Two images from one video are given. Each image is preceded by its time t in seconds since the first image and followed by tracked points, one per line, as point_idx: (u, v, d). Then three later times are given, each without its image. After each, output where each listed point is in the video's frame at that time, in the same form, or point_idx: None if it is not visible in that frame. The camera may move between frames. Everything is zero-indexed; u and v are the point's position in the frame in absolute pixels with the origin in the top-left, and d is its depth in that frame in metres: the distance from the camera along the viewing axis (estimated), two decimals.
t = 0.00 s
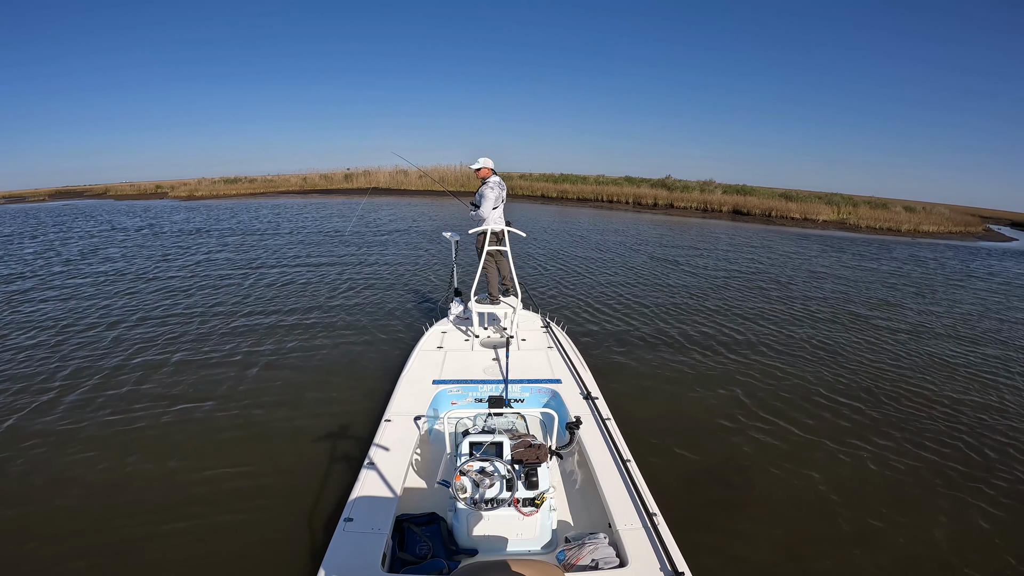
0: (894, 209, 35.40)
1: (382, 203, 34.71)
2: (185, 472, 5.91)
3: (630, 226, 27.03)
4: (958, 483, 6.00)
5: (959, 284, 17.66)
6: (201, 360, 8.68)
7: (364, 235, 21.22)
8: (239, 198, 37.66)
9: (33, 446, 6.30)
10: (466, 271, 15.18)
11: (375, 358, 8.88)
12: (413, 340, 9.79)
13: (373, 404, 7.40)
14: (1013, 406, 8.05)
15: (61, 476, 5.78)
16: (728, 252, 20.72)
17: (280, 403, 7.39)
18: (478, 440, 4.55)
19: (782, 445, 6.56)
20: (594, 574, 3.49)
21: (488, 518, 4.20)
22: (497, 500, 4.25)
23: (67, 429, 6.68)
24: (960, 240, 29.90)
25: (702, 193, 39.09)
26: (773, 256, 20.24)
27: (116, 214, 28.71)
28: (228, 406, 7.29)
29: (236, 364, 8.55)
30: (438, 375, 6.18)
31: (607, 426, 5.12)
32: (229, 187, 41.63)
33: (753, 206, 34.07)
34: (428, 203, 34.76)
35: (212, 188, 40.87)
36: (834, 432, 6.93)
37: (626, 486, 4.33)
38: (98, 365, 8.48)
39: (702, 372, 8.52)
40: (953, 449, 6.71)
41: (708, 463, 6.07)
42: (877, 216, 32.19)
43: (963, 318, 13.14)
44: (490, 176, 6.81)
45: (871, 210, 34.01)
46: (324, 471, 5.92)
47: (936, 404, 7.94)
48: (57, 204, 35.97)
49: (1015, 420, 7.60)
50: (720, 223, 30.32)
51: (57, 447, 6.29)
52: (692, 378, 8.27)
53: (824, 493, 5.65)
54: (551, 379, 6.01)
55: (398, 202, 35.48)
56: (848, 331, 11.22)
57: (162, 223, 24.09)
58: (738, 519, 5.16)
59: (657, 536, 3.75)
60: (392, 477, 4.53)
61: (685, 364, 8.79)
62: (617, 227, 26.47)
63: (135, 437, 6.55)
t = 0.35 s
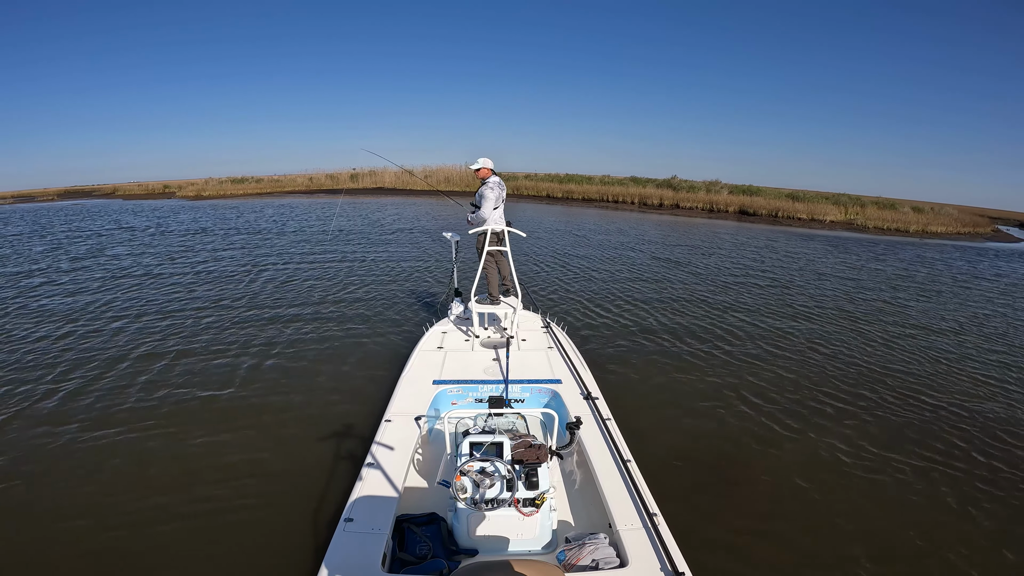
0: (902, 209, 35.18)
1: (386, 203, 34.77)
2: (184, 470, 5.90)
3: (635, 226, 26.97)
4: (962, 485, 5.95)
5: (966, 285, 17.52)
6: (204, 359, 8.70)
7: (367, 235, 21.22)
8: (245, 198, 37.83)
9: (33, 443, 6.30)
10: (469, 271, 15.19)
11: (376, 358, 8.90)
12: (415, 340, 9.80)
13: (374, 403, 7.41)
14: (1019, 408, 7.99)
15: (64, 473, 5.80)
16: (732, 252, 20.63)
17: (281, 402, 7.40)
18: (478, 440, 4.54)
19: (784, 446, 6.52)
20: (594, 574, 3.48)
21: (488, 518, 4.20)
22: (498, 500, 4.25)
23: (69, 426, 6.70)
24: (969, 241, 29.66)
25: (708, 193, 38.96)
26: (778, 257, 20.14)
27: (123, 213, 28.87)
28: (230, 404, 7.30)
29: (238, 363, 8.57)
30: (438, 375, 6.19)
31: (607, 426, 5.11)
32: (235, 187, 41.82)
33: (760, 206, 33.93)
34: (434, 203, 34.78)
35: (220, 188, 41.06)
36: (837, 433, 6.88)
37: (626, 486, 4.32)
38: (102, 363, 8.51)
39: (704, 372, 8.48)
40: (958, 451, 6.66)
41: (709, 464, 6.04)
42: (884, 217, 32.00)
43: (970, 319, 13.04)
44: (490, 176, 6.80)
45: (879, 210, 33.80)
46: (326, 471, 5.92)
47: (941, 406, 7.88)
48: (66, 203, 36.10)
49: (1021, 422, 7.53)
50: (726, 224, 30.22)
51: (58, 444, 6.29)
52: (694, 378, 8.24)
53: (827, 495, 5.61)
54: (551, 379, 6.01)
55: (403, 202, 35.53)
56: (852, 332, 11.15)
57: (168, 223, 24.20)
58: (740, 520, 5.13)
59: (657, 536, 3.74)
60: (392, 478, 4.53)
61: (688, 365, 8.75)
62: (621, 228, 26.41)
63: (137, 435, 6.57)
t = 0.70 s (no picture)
0: (911, 210, 34.91)
1: (392, 203, 34.83)
2: (185, 471, 5.91)
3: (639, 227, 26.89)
4: (970, 487, 5.87)
5: (975, 286, 17.33)
6: (207, 358, 8.74)
7: (370, 235, 21.20)
8: (253, 198, 38.06)
9: (37, 444, 6.34)
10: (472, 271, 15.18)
11: (378, 357, 8.91)
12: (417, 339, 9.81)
13: (376, 402, 7.41)
14: None
15: (69, 472, 5.85)
16: (737, 253, 20.49)
17: (283, 401, 7.41)
18: (479, 440, 4.50)
19: (788, 446, 6.46)
20: (595, 574, 3.47)
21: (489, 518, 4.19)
22: (499, 500, 4.23)
23: (74, 426, 6.76)
24: (980, 242, 29.38)
25: (716, 192, 38.80)
26: (783, 257, 20.01)
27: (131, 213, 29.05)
28: (232, 404, 7.33)
29: (241, 362, 8.61)
30: (439, 375, 6.18)
31: (608, 425, 5.09)
32: (243, 187, 42.04)
33: (767, 207, 33.75)
34: (439, 203, 34.82)
35: (227, 188, 41.27)
36: (842, 434, 6.82)
37: (627, 485, 4.30)
38: (107, 363, 8.57)
39: (707, 373, 8.43)
40: (966, 453, 6.58)
41: (712, 464, 6.00)
42: (893, 217, 31.74)
43: (978, 320, 12.89)
44: (490, 176, 6.77)
45: (887, 210, 33.55)
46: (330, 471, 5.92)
47: (949, 407, 7.78)
48: (75, 203, 36.31)
49: None
50: (732, 224, 30.09)
51: (62, 445, 6.32)
52: (697, 378, 8.20)
53: (832, 496, 5.55)
54: (552, 378, 6.00)
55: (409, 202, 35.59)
56: (857, 332, 11.06)
57: (175, 223, 24.34)
58: (742, 521, 5.09)
59: (658, 536, 3.71)
60: (393, 478, 4.53)
61: (691, 365, 8.70)
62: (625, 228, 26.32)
63: (140, 434, 6.62)
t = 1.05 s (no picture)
0: (920, 210, 34.59)
1: (397, 203, 34.89)
2: (186, 471, 5.91)
3: (645, 227, 26.77)
4: (978, 489, 5.80)
5: (984, 287, 17.12)
6: (211, 357, 8.78)
7: (374, 235, 21.21)
8: (261, 199, 38.29)
9: (41, 442, 6.37)
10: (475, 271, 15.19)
11: (381, 356, 8.93)
12: (420, 338, 9.82)
13: (378, 402, 7.42)
14: None
15: (73, 469, 5.89)
16: (743, 253, 20.35)
17: (286, 400, 7.43)
18: (480, 440, 4.47)
19: (792, 447, 6.40)
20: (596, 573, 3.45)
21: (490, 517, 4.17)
22: (499, 499, 4.22)
23: (80, 424, 6.80)
24: (990, 242, 29.05)
25: (722, 193, 38.62)
26: (790, 258, 19.86)
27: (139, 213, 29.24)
28: (235, 402, 7.36)
29: (244, 362, 8.64)
30: (440, 375, 6.19)
31: (609, 425, 5.07)
32: (251, 186, 42.28)
33: (774, 207, 33.55)
34: (446, 203, 34.90)
35: (235, 188, 41.50)
36: (848, 435, 6.75)
37: (627, 485, 4.28)
38: (112, 361, 8.62)
39: (711, 373, 8.37)
40: (974, 454, 6.50)
41: (715, 466, 5.95)
42: (903, 217, 31.48)
43: (987, 321, 12.72)
44: (497, 175, 6.76)
45: (896, 210, 33.27)
46: (330, 470, 5.92)
47: (957, 408, 7.70)
48: (86, 202, 36.69)
49: None
50: (738, 224, 29.93)
51: (65, 444, 6.35)
52: (700, 379, 8.15)
53: (837, 498, 5.49)
54: (552, 378, 5.98)
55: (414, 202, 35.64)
56: (865, 334, 10.95)
57: (182, 223, 24.48)
58: (746, 523, 5.04)
59: (659, 536, 3.69)
60: (393, 478, 4.52)
61: (694, 365, 8.65)
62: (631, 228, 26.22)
63: (144, 433, 6.65)
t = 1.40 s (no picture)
0: (930, 209, 34.24)
1: (403, 202, 34.93)
2: (185, 468, 5.90)
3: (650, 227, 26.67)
4: (984, 490, 5.74)
5: (994, 287, 16.92)
6: (214, 355, 8.81)
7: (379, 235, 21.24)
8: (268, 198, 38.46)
9: (45, 437, 6.42)
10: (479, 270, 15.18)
11: (382, 356, 8.94)
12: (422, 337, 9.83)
13: (379, 401, 7.43)
14: None
15: (76, 464, 5.92)
16: (749, 253, 20.22)
17: (287, 398, 7.45)
18: (480, 439, 4.48)
19: (795, 447, 6.36)
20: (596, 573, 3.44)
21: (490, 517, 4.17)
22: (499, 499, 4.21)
23: (83, 419, 6.84)
24: (1002, 242, 28.71)
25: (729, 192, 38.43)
26: (796, 258, 19.70)
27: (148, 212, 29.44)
28: (237, 399, 7.38)
29: (247, 360, 8.66)
30: (441, 375, 6.19)
31: (609, 425, 5.06)
32: (259, 186, 42.45)
33: (781, 206, 33.34)
34: (451, 203, 34.90)
35: (242, 188, 41.71)
36: (852, 435, 6.70)
37: (628, 485, 4.27)
38: (115, 358, 8.66)
39: (714, 373, 8.33)
40: (981, 455, 6.43)
41: (717, 466, 5.91)
42: (912, 217, 31.16)
43: (996, 322, 12.56)
44: (501, 175, 6.78)
45: (906, 210, 32.96)
46: (330, 468, 5.93)
47: (964, 409, 7.62)
48: (96, 202, 36.91)
49: None
50: (745, 224, 29.76)
51: (69, 439, 6.38)
52: (703, 378, 8.10)
53: (841, 498, 5.45)
54: (553, 378, 5.98)
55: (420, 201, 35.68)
56: (871, 334, 10.84)
57: (189, 222, 24.63)
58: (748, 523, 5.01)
59: (659, 537, 3.68)
60: (393, 478, 4.53)
61: (697, 365, 8.61)
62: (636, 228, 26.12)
63: (146, 428, 6.67)
